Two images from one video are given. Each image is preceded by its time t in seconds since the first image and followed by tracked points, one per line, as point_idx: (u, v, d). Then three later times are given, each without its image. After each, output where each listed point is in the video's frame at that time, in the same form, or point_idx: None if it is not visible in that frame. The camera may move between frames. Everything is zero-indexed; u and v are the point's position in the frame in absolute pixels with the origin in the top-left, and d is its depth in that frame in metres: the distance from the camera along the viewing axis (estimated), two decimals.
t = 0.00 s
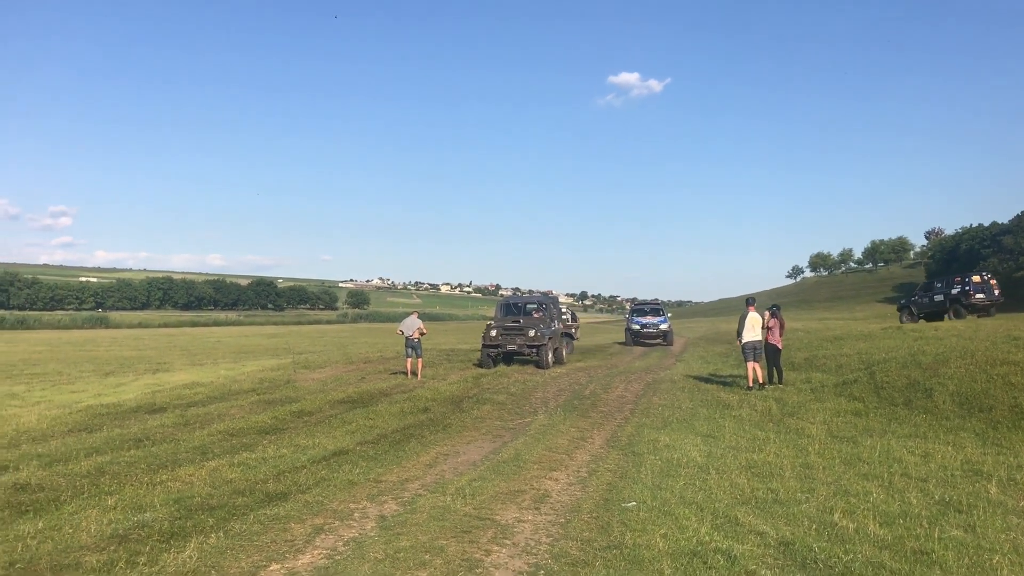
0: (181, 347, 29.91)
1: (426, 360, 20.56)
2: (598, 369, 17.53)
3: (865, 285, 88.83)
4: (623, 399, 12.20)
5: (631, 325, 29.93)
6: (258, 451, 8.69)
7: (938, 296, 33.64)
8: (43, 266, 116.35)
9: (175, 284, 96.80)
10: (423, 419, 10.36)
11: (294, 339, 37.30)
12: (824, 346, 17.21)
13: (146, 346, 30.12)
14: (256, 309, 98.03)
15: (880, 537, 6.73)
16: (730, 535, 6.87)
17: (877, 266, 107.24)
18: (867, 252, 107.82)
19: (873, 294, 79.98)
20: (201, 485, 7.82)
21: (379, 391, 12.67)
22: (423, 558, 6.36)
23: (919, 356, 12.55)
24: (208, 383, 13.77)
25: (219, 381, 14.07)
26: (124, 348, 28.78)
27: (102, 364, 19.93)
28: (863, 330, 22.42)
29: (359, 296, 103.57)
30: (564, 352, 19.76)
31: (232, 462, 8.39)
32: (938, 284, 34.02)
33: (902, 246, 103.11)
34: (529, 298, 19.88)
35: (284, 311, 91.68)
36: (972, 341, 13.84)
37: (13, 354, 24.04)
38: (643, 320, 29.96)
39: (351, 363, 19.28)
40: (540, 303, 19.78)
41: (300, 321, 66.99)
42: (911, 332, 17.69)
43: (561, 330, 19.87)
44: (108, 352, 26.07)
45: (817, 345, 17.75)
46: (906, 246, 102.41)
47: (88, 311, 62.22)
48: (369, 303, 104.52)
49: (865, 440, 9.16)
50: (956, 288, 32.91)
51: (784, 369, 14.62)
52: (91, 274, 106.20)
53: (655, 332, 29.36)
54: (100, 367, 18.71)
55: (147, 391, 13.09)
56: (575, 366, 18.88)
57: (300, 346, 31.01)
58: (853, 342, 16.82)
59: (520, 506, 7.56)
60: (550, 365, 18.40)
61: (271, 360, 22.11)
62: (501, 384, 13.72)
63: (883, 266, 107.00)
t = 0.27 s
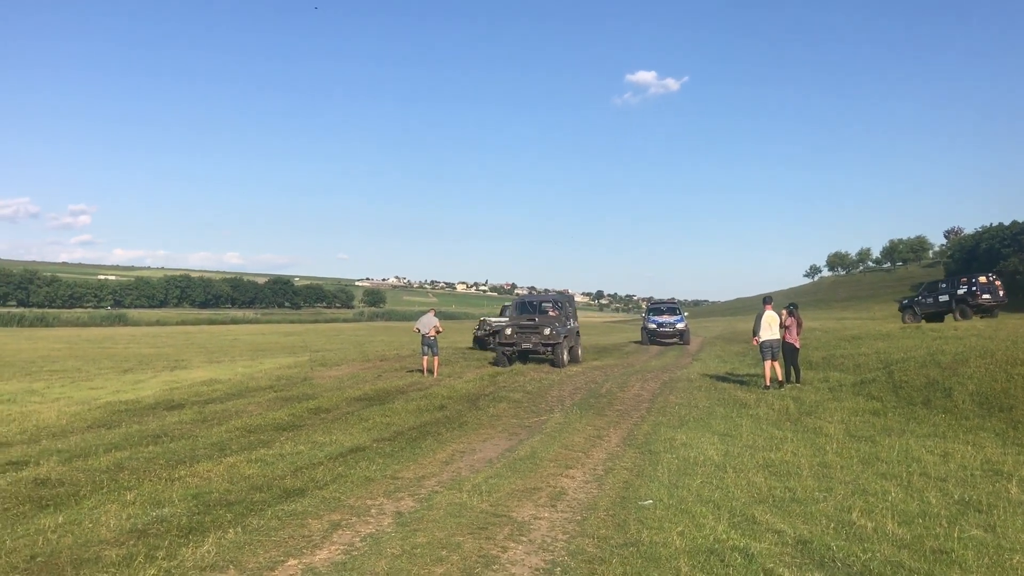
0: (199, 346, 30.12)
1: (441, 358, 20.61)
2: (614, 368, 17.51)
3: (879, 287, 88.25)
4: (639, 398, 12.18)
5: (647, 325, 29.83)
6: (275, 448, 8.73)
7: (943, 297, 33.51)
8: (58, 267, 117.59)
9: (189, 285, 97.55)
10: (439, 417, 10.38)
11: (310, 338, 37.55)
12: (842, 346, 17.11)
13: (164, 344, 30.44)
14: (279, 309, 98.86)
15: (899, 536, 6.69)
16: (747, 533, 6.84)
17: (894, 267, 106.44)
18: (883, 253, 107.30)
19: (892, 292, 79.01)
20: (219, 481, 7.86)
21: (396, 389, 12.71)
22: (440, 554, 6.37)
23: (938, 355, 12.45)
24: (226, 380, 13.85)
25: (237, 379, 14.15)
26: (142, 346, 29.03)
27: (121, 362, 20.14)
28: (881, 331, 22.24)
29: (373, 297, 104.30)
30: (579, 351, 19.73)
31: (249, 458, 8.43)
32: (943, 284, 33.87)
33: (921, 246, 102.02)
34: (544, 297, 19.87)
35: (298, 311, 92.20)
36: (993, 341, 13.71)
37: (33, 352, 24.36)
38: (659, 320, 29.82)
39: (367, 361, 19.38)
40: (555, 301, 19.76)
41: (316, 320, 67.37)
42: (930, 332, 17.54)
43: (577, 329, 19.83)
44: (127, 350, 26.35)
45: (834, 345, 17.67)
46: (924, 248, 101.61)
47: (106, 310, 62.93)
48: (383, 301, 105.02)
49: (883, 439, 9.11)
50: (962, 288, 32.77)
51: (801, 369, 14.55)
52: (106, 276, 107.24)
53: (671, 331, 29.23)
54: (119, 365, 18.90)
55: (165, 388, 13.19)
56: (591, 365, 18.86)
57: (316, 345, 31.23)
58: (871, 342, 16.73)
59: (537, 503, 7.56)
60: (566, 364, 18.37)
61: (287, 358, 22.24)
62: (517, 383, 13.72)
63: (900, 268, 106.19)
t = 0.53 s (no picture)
0: (215, 344, 30.35)
1: (455, 357, 20.65)
2: (629, 369, 17.49)
3: (893, 288, 87.66)
4: (654, 399, 12.16)
5: (662, 326, 29.72)
6: (291, 446, 8.78)
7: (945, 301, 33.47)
8: (74, 265, 118.82)
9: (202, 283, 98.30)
10: (454, 417, 10.40)
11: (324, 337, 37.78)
12: (859, 348, 17.00)
13: (181, 342, 30.74)
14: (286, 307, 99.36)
15: (915, 540, 6.65)
16: (761, 536, 6.83)
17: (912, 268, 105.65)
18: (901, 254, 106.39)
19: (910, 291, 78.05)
20: (235, 479, 7.91)
21: (410, 388, 12.74)
22: (455, 554, 6.38)
23: (956, 359, 12.36)
24: (242, 378, 13.94)
25: (253, 377, 14.24)
26: (160, 344, 29.31)
27: (138, 359, 20.35)
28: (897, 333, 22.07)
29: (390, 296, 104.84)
30: (593, 352, 19.70)
31: (265, 456, 8.48)
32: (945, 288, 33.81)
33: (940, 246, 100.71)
34: (558, 297, 19.86)
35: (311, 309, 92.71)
36: (1012, 345, 13.58)
37: (52, 349, 24.65)
38: (674, 320, 29.67)
39: (382, 360, 19.47)
40: (569, 302, 19.74)
41: (330, 319, 67.59)
42: (948, 335, 17.40)
43: (591, 330, 19.80)
44: (144, 348, 26.61)
45: (851, 347, 17.57)
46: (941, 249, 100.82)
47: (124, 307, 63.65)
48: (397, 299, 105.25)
49: (900, 442, 9.07)
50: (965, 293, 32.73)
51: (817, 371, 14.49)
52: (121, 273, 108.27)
53: (686, 333, 29.06)
54: (137, 362, 19.09)
55: (182, 386, 13.29)
56: (605, 366, 18.84)
57: (332, 344, 31.42)
58: (888, 344, 16.63)
59: (551, 504, 7.56)
60: (579, 365, 18.36)
61: (302, 357, 22.38)
62: (532, 383, 13.74)
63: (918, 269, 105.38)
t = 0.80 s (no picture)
0: (230, 346, 30.58)
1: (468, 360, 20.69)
2: (643, 372, 17.46)
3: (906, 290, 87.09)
4: (669, 403, 12.14)
5: (677, 328, 29.67)
6: (306, 449, 8.81)
7: (947, 305, 33.49)
8: (88, 267, 119.96)
9: (214, 284, 98.97)
10: (467, 420, 10.42)
11: (339, 340, 37.96)
12: (875, 351, 16.90)
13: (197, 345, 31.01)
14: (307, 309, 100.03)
15: (932, 545, 6.61)
16: (776, 540, 6.81)
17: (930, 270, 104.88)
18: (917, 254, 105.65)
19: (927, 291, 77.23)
20: (250, 482, 7.93)
21: (424, 391, 12.78)
22: (469, 557, 6.39)
23: (973, 362, 12.27)
24: (257, 381, 14.00)
25: (268, 380, 14.31)
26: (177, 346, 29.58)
27: (153, 362, 20.52)
28: (914, 335, 21.90)
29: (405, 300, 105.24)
30: (606, 355, 19.66)
31: (280, 459, 8.52)
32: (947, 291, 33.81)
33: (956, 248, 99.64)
34: (570, 300, 19.85)
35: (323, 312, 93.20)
36: None
37: (69, 351, 24.93)
38: (689, 323, 29.59)
39: (396, 363, 19.53)
40: (581, 304, 19.73)
41: (343, 321, 67.88)
42: (966, 338, 17.26)
43: (603, 333, 19.77)
44: (159, 350, 26.85)
45: (867, 350, 17.48)
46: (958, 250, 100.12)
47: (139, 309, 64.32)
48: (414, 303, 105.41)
49: (916, 446, 9.02)
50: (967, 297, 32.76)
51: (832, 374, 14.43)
52: (134, 275, 109.19)
53: (700, 336, 28.93)
54: (152, 365, 19.25)
55: (198, 388, 13.37)
56: (619, 369, 18.81)
57: (346, 347, 31.59)
58: (905, 347, 16.53)
59: (565, 508, 7.56)
60: (591, 368, 18.33)
61: (316, 359, 22.49)
62: (546, 386, 13.75)
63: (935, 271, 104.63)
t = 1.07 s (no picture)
0: (246, 350, 30.81)
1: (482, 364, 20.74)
2: (658, 375, 17.44)
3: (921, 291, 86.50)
4: (684, 406, 12.12)
5: (692, 331, 29.61)
6: (323, 453, 8.85)
7: (948, 308, 33.60)
8: (101, 271, 120.99)
9: (227, 288, 99.66)
10: (483, 423, 10.45)
11: (354, 343, 38.17)
12: (892, 354, 16.80)
13: (213, 349, 31.33)
14: (321, 314, 100.49)
15: (951, 549, 6.58)
16: (794, 544, 6.78)
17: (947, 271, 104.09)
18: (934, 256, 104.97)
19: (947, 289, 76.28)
20: (268, 486, 7.96)
21: (440, 395, 12.81)
22: (486, 561, 6.40)
23: (991, 365, 12.19)
24: (273, 385, 14.09)
25: (284, 384, 14.39)
26: (194, 350, 29.84)
27: (169, 366, 20.70)
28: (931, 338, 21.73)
29: (419, 302, 105.39)
30: (619, 360, 19.60)
31: (297, 463, 8.56)
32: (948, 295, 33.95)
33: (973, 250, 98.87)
34: (582, 303, 19.86)
35: (335, 316, 93.66)
36: None
37: (88, 356, 25.23)
38: (704, 326, 29.52)
39: (411, 367, 19.60)
40: (594, 308, 19.72)
41: (356, 325, 68.22)
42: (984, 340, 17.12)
43: (616, 337, 19.73)
44: (175, 355, 27.10)
45: (884, 353, 17.38)
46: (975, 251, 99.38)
47: (157, 314, 65.01)
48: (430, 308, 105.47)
49: (934, 450, 8.98)
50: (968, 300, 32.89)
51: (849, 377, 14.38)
52: (148, 279, 110.16)
53: (716, 339, 28.91)
54: (169, 369, 19.43)
55: (215, 392, 13.46)
56: (633, 373, 18.80)
57: (361, 350, 31.74)
58: (922, 350, 16.43)
59: (582, 511, 7.56)
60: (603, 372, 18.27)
61: (331, 363, 22.61)
62: (561, 390, 13.77)
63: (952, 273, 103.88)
